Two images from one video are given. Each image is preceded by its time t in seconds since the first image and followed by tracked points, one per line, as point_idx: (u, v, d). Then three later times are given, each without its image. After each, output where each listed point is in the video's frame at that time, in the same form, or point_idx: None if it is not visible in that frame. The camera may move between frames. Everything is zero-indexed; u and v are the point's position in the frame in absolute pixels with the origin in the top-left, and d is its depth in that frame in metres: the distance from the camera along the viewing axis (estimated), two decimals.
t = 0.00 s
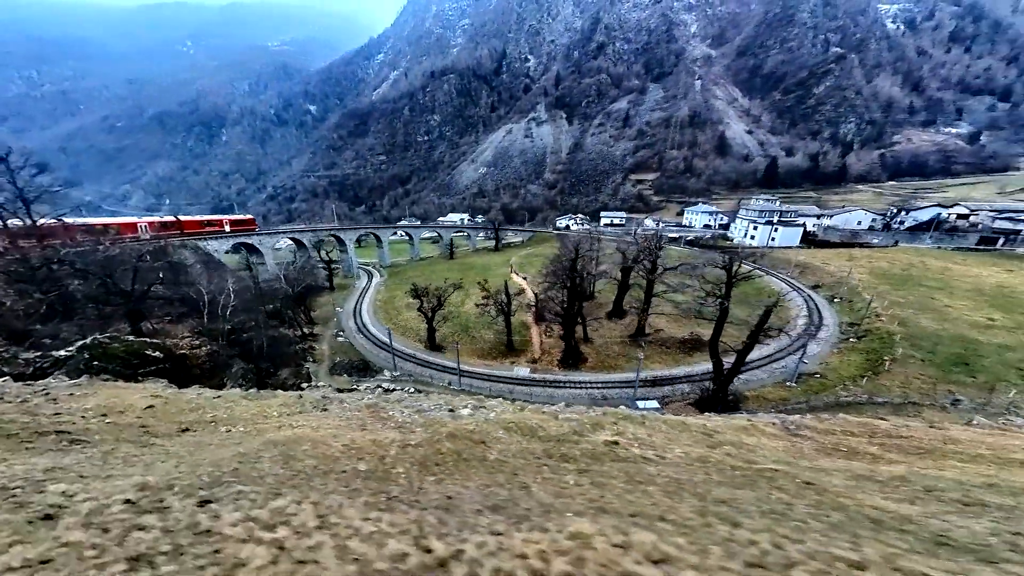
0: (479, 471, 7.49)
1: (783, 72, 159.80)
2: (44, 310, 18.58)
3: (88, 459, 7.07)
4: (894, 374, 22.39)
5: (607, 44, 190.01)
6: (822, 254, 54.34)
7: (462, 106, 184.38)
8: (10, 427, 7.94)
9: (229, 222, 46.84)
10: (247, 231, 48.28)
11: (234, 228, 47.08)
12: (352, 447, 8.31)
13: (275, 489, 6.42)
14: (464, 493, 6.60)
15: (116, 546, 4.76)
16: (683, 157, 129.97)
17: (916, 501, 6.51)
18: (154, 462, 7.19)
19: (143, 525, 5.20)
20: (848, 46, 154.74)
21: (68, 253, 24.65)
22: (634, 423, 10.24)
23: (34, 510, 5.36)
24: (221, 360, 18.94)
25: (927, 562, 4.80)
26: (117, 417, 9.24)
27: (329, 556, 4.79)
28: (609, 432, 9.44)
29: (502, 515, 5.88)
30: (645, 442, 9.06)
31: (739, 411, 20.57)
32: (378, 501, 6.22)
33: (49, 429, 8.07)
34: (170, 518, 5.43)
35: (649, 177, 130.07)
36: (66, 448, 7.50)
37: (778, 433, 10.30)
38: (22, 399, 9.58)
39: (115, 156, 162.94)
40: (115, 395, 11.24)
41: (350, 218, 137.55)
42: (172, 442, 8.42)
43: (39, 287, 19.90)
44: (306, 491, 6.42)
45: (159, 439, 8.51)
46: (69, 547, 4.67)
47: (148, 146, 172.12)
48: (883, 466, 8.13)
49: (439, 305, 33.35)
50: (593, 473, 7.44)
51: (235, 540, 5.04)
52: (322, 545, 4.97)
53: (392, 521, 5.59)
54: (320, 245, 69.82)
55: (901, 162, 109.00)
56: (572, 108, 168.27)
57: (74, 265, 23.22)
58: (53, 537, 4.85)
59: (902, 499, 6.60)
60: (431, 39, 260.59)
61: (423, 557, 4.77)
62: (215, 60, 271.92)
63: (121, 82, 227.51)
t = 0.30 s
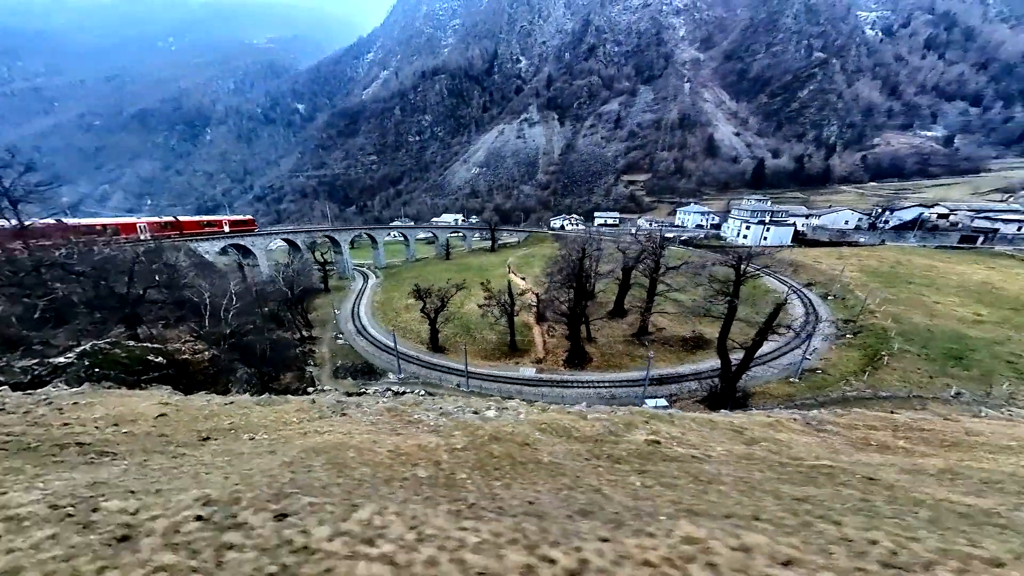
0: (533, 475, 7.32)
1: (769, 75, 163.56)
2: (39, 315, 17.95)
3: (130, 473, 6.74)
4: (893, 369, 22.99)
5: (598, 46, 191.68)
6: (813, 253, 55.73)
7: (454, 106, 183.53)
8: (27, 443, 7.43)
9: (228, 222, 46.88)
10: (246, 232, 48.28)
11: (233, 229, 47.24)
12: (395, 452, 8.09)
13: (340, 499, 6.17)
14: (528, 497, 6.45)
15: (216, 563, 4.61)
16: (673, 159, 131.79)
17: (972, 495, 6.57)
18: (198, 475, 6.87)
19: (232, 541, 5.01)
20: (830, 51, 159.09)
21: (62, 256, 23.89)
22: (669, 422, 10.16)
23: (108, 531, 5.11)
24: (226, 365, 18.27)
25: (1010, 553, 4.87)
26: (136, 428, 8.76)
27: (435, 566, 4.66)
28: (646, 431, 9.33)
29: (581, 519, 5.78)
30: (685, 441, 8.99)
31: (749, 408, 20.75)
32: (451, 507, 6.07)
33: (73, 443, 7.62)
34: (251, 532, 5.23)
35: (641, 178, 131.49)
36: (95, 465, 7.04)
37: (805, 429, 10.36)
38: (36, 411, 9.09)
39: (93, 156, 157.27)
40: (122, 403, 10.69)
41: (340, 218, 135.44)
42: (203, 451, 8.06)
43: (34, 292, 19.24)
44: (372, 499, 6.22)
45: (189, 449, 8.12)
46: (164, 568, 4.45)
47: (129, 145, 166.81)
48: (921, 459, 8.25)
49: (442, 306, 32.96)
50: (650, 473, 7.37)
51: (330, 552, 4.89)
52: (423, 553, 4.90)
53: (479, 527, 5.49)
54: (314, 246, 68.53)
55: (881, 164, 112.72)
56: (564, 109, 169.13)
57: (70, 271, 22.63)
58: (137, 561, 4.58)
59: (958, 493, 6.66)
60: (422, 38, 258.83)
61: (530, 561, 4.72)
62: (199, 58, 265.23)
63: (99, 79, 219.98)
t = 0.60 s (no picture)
0: (598, 477, 7.07)
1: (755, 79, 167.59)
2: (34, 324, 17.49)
3: (185, 488, 6.29)
4: (891, 363, 23.67)
5: (588, 49, 193.88)
6: (805, 252, 56.96)
7: (446, 108, 182.99)
8: (56, 456, 7.00)
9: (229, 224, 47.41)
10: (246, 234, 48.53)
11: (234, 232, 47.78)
12: (445, 458, 7.78)
13: (419, 508, 5.81)
14: (607, 499, 6.20)
15: None
16: (664, 160, 134.13)
17: None
18: (253, 486, 6.45)
19: (335, 552, 4.67)
20: (812, 56, 163.73)
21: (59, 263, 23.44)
22: (702, 421, 10.07)
23: (196, 548, 4.64)
24: (231, 372, 17.65)
25: None
26: (165, 439, 8.45)
27: (563, 574, 4.36)
28: (683, 430, 9.24)
29: (675, 519, 5.55)
30: (726, 439, 8.95)
31: (759, 405, 20.94)
32: (536, 511, 5.79)
33: (107, 454, 7.29)
34: (347, 545, 4.83)
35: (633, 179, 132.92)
36: (140, 479, 6.65)
37: (831, 424, 10.50)
38: (53, 423, 8.66)
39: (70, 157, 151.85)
40: (135, 413, 10.19)
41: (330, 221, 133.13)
42: (245, 461, 7.70)
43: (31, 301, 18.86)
44: (452, 508, 5.86)
45: (231, 460, 7.77)
46: None
47: (108, 147, 161.79)
48: (962, 450, 8.29)
49: (446, 308, 32.63)
50: (710, 473, 7.25)
51: (441, 565, 4.51)
52: (543, 558, 4.64)
53: (586, 535, 5.12)
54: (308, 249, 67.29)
55: (863, 165, 116.28)
56: (556, 111, 170.26)
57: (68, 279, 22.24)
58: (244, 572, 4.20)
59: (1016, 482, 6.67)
60: (413, 40, 257.87)
61: (654, 563, 4.49)
62: (182, 58, 259.38)
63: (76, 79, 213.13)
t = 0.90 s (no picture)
0: (663, 473, 6.88)
1: (741, 83, 171.86)
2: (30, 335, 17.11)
3: (246, 498, 5.95)
4: (888, 357, 24.41)
5: (579, 52, 195.93)
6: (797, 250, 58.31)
7: (438, 109, 182.30)
8: (90, 470, 6.67)
9: (229, 225, 46.85)
10: (247, 234, 47.95)
11: (234, 232, 47.11)
12: (498, 458, 7.50)
13: (505, 509, 5.52)
14: (689, 496, 6.00)
15: None
16: (655, 162, 135.00)
17: None
18: (314, 495, 6.10)
19: (451, 557, 4.42)
20: (796, 60, 168.15)
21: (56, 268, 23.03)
22: (731, 416, 10.16)
23: (307, 565, 4.25)
24: (239, 376, 17.13)
25: None
26: (194, 448, 8.19)
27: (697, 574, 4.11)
28: (717, 426, 9.24)
29: (767, 514, 5.42)
30: (766, 433, 8.94)
31: (765, 400, 21.24)
32: (627, 510, 5.53)
33: (145, 465, 7.00)
34: (455, 551, 4.51)
35: (625, 180, 134.08)
36: (190, 492, 6.26)
37: (856, 417, 10.68)
38: (75, 434, 8.31)
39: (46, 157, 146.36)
40: (149, 422, 9.79)
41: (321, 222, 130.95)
42: (290, 469, 7.35)
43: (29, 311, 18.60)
44: (538, 507, 5.60)
45: (274, 468, 7.45)
46: None
47: (87, 147, 156.60)
48: (998, 441, 8.43)
49: (450, 309, 32.39)
50: (768, 467, 7.23)
51: (568, 565, 4.26)
52: (670, 557, 4.37)
53: (697, 532, 4.88)
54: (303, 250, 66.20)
55: (845, 167, 120.05)
56: (548, 113, 171.44)
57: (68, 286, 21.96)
58: None
59: None
60: (403, 40, 256.39)
61: (786, 559, 4.23)
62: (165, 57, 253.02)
63: (52, 76, 205.87)
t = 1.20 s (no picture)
0: (723, 465, 6.90)
1: (728, 86, 175.45)
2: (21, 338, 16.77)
3: (319, 504, 5.71)
4: (884, 352, 25.21)
5: (570, 54, 197.37)
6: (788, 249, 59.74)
7: (429, 109, 181.05)
8: (134, 479, 6.39)
9: (229, 225, 46.13)
10: (247, 235, 47.17)
11: (234, 233, 46.33)
12: (553, 456, 7.36)
13: (599, 508, 5.39)
14: (768, 488, 6.02)
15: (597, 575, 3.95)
16: (647, 163, 135.89)
17: None
18: (386, 497, 5.91)
19: (569, 553, 4.37)
20: (780, 65, 172.51)
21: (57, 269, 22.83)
22: (760, 411, 10.32)
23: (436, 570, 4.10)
24: (247, 382, 16.53)
25: None
26: (228, 454, 7.91)
27: (826, 564, 4.10)
28: (749, 420, 9.32)
29: (854, 505, 5.50)
30: (804, 427, 9.05)
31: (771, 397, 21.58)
32: (719, 504, 5.48)
33: (190, 472, 6.74)
34: (577, 550, 4.41)
35: (617, 180, 135.22)
36: (253, 499, 6.03)
37: (875, 409, 11.00)
38: (101, 441, 7.98)
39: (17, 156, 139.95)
40: (168, 429, 9.40)
41: (311, 223, 128.58)
42: (341, 471, 7.14)
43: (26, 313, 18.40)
44: (623, 504, 5.52)
45: (323, 472, 7.21)
46: None
47: (61, 145, 150.40)
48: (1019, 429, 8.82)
49: (454, 310, 32.14)
50: (823, 458, 7.33)
51: (702, 560, 4.20)
52: (796, 549, 4.35)
53: (804, 523, 4.89)
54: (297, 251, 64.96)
55: (828, 168, 123.57)
56: (540, 113, 172.03)
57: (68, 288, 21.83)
58: None
59: None
60: (394, 39, 254.14)
61: (913, 549, 4.23)
62: (145, 53, 245.36)
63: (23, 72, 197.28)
